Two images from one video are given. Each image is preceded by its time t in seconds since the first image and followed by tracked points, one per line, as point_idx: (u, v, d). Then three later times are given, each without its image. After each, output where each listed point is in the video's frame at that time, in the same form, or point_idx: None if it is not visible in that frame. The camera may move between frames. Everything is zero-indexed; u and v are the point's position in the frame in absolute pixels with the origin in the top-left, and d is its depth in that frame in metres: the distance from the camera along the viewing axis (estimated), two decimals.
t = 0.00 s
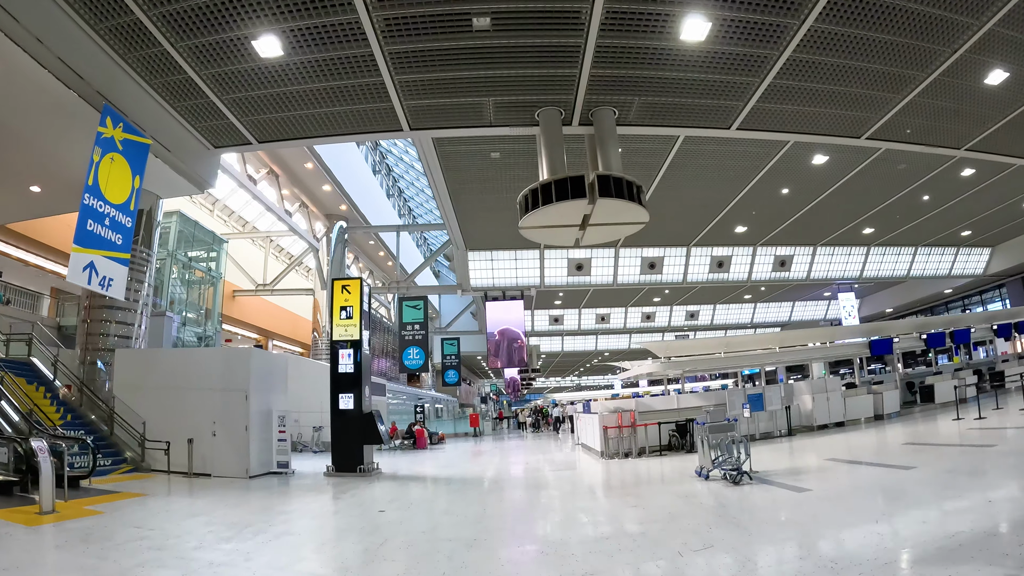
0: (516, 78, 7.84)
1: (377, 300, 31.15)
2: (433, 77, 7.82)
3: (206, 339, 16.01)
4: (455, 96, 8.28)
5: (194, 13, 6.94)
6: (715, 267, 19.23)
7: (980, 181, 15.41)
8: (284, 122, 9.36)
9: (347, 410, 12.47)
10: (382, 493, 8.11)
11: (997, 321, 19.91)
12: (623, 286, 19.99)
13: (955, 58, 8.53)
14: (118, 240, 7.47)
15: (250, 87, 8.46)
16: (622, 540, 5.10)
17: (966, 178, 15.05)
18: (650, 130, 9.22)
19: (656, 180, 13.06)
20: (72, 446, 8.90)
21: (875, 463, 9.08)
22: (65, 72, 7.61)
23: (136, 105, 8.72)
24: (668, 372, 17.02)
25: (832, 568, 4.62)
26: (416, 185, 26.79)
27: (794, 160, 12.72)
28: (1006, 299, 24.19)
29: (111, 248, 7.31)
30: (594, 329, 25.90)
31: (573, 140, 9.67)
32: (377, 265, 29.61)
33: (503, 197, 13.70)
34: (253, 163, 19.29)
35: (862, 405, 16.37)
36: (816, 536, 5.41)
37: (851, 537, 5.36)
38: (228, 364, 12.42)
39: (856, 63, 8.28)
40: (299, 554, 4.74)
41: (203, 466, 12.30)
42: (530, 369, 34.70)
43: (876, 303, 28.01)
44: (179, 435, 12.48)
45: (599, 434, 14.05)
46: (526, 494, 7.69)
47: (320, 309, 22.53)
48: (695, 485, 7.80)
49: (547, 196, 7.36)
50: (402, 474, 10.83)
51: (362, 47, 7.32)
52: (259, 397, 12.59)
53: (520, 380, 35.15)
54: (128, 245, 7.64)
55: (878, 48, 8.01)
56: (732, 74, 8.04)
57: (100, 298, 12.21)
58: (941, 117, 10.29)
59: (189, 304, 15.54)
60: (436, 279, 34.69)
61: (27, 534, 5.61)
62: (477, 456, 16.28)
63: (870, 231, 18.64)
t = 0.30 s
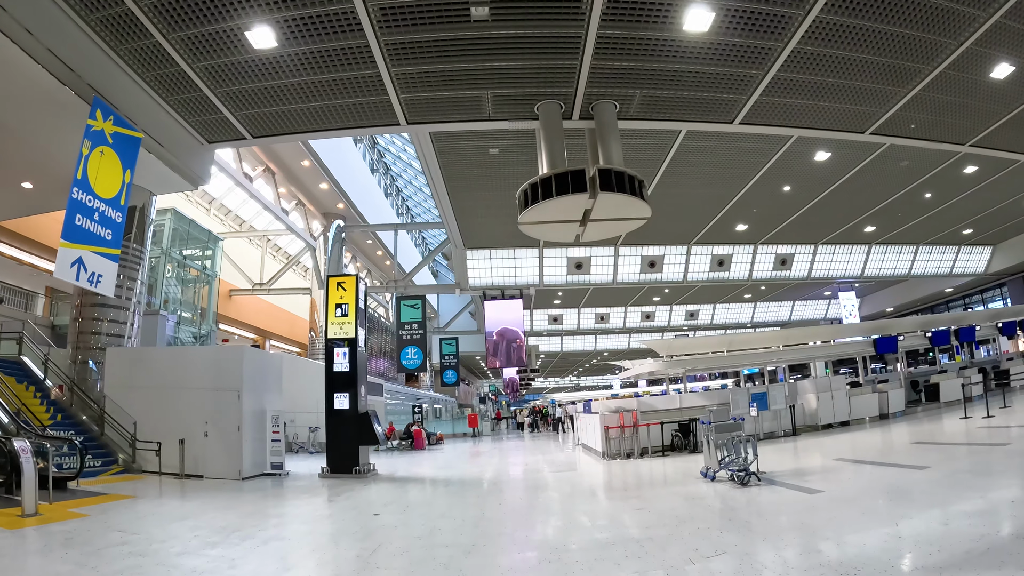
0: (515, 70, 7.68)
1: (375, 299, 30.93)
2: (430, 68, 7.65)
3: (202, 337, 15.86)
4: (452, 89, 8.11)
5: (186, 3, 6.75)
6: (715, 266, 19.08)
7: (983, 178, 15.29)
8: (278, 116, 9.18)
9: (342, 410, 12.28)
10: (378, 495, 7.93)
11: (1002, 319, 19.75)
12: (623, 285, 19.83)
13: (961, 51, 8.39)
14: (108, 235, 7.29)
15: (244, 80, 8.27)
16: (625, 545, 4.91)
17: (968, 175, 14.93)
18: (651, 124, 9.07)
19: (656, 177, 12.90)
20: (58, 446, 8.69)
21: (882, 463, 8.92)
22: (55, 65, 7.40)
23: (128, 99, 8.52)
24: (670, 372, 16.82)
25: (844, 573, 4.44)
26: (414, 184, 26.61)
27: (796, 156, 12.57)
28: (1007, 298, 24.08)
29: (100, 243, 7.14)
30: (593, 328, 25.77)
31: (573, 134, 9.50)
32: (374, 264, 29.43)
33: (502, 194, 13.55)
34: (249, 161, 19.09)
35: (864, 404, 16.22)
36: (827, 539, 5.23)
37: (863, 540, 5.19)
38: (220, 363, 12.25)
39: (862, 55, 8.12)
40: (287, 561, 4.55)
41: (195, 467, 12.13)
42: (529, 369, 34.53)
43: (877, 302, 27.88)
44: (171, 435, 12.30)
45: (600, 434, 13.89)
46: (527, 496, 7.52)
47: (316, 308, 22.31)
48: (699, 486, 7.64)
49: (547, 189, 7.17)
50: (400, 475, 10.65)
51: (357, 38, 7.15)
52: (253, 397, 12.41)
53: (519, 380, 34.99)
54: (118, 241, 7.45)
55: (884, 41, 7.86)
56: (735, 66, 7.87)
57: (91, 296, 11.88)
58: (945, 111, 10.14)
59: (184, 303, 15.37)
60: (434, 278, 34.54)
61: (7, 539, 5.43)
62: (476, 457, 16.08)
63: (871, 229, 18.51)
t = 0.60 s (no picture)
0: (515, 63, 7.51)
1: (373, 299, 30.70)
2: (427, 60, 7.46)
3: (198, 336, 15.65)
4: (450, 82, 7.93)
5: None
6: (715, 265, 18.93)
7: (985, 177, 15.18)
8: (274, 111, 9.00)
9: (336, 411, 12.08)
10: (375, 499, 7.73)
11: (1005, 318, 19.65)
12: (622, 285, 19.67)
13: (967, 46, 8.24)
14: (97, 231, 7.08)
15: (237, 73, 8.09)
16: (628, 553, 4.72)
17: (971, 174, 14.82)
18: (652, 119, 8.90)
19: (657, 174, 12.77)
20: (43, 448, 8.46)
21: (889, 465, 8.74)
22: (44, 57, 7.22)
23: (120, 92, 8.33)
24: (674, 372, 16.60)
25: None
26: (412, 183, 26.43)
27: (798, 153, 12.45)
28: (1007, 298, 23.98)
29: (89, 239, 6.93)
30: (592, 328, 25.64)
31: (573, 129, 9.34)
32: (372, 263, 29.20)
33: (501, 192, 13.36)
34: (245, 158, 18.88)
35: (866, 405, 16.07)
36: (838, 544, 5.04)
37: (876, 544, 5.01)
38: (211, 363, 12.06)
39: (868, 49, 7.97)
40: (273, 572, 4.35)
41: (185, 470, 11.91)
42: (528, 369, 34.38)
43: (877, 302, 27.79)
44: (161, 436, 12.11)
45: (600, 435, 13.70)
46: (527, 500, 7.33)
47: (313, 307, 22.02)
48: (704, 489, 7.45)
49: (548, 184, 6.98)
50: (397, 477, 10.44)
51: (354, 29, 6.97)
52: (245, 397, 12.22)
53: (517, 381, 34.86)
54: (108, 236, 7.25)
55: (891, 33, 7.70)
56: (740, 59, 7.71)
57: (80, 294, 11.76)
58: (951, 107, 10.01)
59: (178, 301, 15.24)
60: (432, 278, 34.34)
61: None
62: (475, 458, 15.86)
63: (873, 229, 18.38)
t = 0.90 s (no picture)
0: (512, 53, 7.33)
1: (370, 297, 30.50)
2: (423, 50, 7.28)
3: (190, 336, 15.39)
4: (446, 74, 7.76)
5: None
6: (715, 264, 18.80)
7: (987, 174, 15.06)
8: (266, 104, 8.80)
9: (328, 409, 11.87)
10: (368, 501, 7.53)
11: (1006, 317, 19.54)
12: (621, 283, 19.51)
13: (973, 38, 8.09)
14: (84, 225, 6.88)
15: (229, 64, 7.90)
16: (629, 558, 4.54)
17: (973, 171, 14.71)
18: (651, 112, 8.74)
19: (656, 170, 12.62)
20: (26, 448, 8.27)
21: (893, 464, 8.59)
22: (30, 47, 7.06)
23: (109, 85, 8.14)
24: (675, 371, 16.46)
25: None
26: (409, 181, 26.26)
27: (799, 149, 12.31)
28: (1007, 296, 23.87)
29: (75, 233, 6.72)
30: (590, 327, 25.48)
31: (572, 122, 9.18)
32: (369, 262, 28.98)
33: (499, 189, 13.21)
34: (239, 154, 18.65)
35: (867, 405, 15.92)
36: (847, 543, 4.86)
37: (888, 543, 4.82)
38: (201, 361, 11.85)
39: (873, 40, 7.81)
40: None
41: (174, 471, 11.66)
42: (526, 368, 34.22)
43: (876, 301, 27.70)
44: (149, 437, 11.88)
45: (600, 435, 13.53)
46: (525, 502, 7.15)
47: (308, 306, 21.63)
48: (707, 489, 7.26)
49: (546, 177, 6.80)
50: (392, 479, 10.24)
51: (346, 18, 6.78)
52: (235, 397, 11.99)
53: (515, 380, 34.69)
54: (95, 231, 7.05)
55: (896, 24, 7.56)
56: (743, 50, 7.55)
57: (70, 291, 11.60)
58: (955, 101, 9.87)
59: (171, 300, 14.97)
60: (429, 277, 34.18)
61: None
62: (472, 458, 15.71)
63: (873, 227, 18.27)
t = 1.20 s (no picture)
0: (510, 44, 7.14)
1: (368, 297, 30.29)
2: (420, 41, 7.09)
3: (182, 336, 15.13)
4: (443, 65, 7.56)
5: None
6: (715, 262, 18.60)
7: (990, 171, 14.91)
8: (259, 98, 8.62)
9: (320, 411, 11.67)
10: (362, 506, 7.32)
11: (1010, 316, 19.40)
12: (620, 283, 19.32)
13: (980, 30, 7.94)
14: (70, 220, 6.67)
15: (220, 57, 7.72)
16: (631, 568, 4.34)
17: (976, 168, 14.57)
18: (652, 106, 8.54)
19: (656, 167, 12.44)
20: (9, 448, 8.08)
21: (901, 465, 8.41)
22: (15, 35, 7.01)
23: (98, 78, 7.94)
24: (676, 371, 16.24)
25: None
26: (407, 179, 26.07)
27: (801, 146, 12.15)
28: (1008, 295, 23.75)
29: (60, 229, 6.51)
30: (589, 327, 25.31)
31: (571, 115, 8.96)
32: (366, 261, 28.75)
33: (497, 186, 13.03)
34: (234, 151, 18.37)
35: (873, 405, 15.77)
36: (859, 548, 4.67)
37: (901, 547, 4.63)
38: (192, 361, 11.62)
39: (879, 33, 7.64)
40: None
41: (162, 474, 11.42)
42: (525, 369, 34.03)
43: (877, 300, 27.56)
44: (137, 439, 11.65)
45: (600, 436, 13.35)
46: (523, 506, 6.95)
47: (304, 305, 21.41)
48: (711, 493, 7.07)
49: (546, 171, 6.62)
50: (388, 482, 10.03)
51: (339, 7, 6.58)
52: (226, 397, 11.75)
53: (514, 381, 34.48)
54: (81, 227, 6.84)
55: (901, 15, 7.39)
56: (746, 41, 7.37)
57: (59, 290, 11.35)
58: (961, 96, 9.72)
59: (165, 299, 14.79)
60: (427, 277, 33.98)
61: None
62: (470, 460, 15.51)
63: (875, 225, 18.11)
